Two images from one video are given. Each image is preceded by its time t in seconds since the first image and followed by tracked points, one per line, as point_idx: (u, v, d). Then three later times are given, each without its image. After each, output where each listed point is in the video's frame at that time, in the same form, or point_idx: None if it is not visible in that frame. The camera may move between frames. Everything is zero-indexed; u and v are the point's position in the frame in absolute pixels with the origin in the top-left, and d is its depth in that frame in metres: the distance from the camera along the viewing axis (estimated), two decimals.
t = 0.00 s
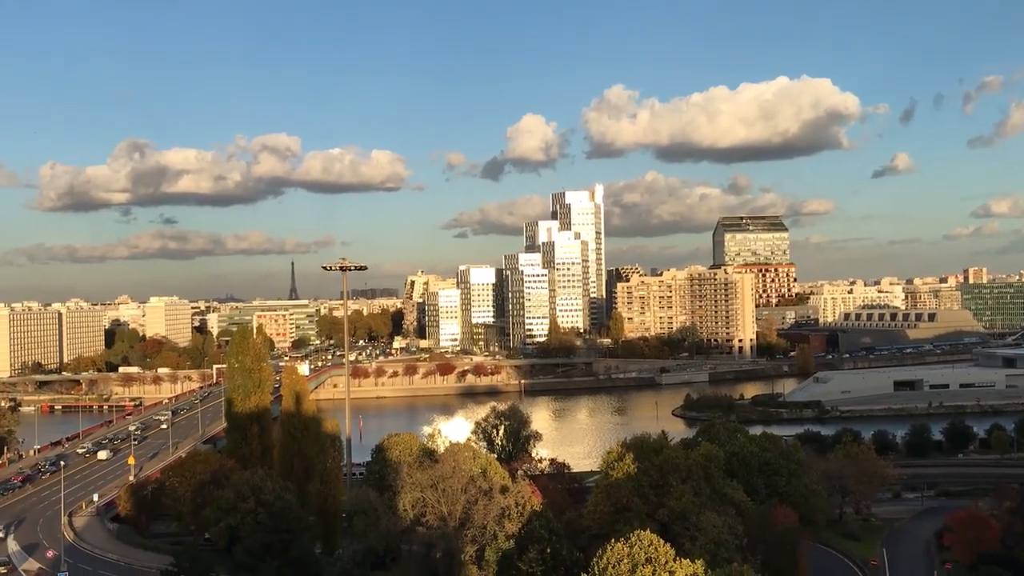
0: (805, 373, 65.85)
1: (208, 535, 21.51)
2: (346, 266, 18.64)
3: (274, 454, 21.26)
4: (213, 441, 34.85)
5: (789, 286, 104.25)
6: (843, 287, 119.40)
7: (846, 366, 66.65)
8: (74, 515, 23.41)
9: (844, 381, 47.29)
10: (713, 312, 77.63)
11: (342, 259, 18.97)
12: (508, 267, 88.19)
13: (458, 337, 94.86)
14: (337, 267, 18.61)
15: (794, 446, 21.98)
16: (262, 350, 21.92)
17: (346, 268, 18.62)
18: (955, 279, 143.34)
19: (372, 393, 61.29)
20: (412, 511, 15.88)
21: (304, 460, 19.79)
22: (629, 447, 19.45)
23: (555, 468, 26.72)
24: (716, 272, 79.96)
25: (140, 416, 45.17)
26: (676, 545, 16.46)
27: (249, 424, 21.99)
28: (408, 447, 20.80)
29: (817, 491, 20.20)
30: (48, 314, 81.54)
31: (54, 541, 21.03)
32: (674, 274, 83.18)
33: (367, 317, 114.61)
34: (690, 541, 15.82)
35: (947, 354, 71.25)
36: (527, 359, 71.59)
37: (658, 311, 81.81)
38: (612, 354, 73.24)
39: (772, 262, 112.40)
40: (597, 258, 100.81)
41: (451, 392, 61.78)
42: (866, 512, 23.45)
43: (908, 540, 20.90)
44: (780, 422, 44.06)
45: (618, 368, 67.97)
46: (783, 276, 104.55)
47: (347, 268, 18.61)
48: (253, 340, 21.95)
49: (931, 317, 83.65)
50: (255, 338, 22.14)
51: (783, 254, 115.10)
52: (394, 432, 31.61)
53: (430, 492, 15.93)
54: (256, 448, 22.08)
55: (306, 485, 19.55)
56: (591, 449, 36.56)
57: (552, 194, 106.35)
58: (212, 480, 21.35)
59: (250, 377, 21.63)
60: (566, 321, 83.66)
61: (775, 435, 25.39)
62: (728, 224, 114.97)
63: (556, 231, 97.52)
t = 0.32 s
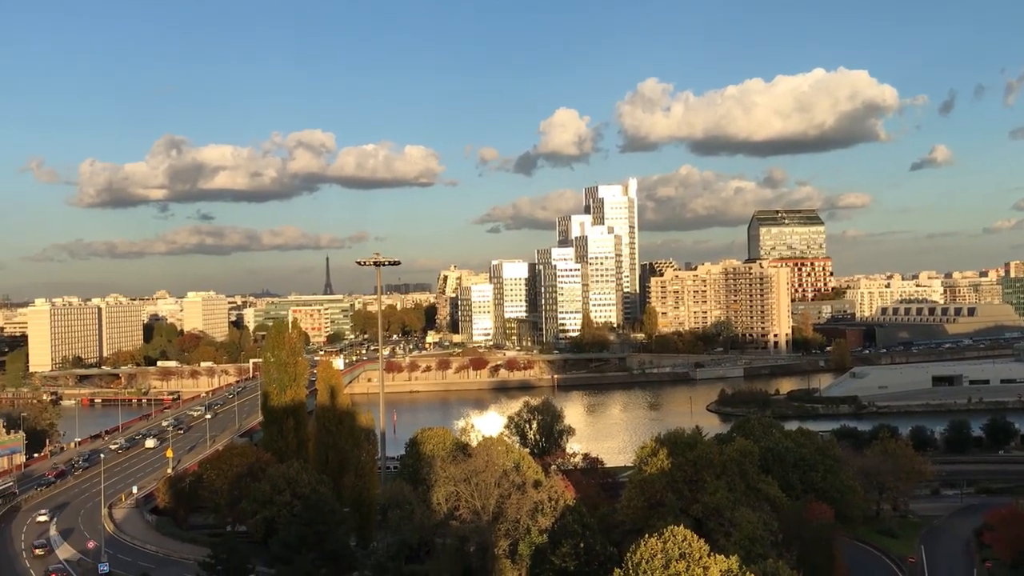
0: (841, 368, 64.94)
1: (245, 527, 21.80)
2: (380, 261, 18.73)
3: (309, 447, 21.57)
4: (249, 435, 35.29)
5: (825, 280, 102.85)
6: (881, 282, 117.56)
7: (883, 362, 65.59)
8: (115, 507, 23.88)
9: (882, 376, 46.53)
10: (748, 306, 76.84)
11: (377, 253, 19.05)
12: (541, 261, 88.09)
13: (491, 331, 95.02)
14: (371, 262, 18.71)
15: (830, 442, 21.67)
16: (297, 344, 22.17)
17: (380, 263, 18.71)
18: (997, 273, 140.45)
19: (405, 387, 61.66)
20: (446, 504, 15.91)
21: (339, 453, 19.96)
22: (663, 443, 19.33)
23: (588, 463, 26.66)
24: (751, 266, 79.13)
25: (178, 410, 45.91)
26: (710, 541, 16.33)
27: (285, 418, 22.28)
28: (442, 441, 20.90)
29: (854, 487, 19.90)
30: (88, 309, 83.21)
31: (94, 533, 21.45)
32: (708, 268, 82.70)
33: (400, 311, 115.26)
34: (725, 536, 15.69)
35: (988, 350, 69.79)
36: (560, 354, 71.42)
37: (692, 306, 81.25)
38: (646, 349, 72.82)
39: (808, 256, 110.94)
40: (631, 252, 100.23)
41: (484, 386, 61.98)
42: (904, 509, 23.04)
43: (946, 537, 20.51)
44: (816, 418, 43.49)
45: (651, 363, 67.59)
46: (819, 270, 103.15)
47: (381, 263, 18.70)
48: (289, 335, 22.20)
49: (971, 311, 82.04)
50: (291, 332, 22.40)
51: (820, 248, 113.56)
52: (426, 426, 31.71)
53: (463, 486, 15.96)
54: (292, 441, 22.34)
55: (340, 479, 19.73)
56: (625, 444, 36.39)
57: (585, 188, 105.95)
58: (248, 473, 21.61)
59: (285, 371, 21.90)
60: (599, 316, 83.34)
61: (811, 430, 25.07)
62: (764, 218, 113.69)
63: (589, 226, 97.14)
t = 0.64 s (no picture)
0: (875, 363, 64.05)
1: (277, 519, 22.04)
2: (410, 257, 18.75)
3: (340, 440, 21.64)
4: (281, 428, 35.64)
5: (859, 275, 101.46)
6: (916, 276, 115.87)
7: (919, 357, 64.54)
8: (150, 499, 24.26)
9: (917, 371, 45.76)
10: (781, 301, 76.09)
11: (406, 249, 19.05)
12: (571, 256, 87.86)
13: (521, 326, 95.14)
14: (401, 258, 18.73)
15: (864, 437, 21.35)
16: (328, 339, 22.39)
17: (410, 258, 18.72)
18: None
19: (435, 381, 62.04)
20: (476, 498, 15.89)
21: (370, 446, 20.10)
22: (694, 437, 19.19)
23: (619, 458, 26.55)
24: (784, 260, 78.34)
25: (211, 403, 46.51)
26: (741, 537, 16.22)
27: (318, 411, 22.48)
28: (472, 436, 20.96)
29: (889, 484, 19.59)
30: (123, 304, 84.51)
31: (130, 524, 21.80)
32: (740, 262, 81.93)
33: (431, 306, 115.79)
34: (757, 532, 15.54)
35: None
36: (590, 349, 71.27)
37: (724, 300, 80.57)
38: (676, 343, 72.43)
39: (842, 250, 109.51)
40: (662, 246, 99.64)
41: (514, 380, 62.16)
42: (939, 506, 22.64)
43: (983, 535, 20.12)
44: (849, 414, 42.95)
45: (682, 358, 67.21)
46: (853, 265, 101.80)
47: (411, 258, 18.71)
48: (320, 329, 22.42)
49: (1010, 306, 80.44)
50: (322, 327, 22.61)
51: (853, 242, 112.03)
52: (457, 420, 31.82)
53: (493, 481, 15.95)
54: (324, 435, 22.54)
55: (371, 472, 19.86)
56: (655, 439, 36.26)
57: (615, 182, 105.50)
58: (280, 466, 21.82)
59: (317, 365, 22.11)
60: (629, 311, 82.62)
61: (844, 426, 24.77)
62: (797, 211, 112.41)
63: (620, 220, 96.70)
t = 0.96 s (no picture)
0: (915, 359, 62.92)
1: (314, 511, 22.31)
2: (445, 251, 18.80)
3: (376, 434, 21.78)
4: (318, 422, 36.02)
5: (899, 269, 99.74)
6: (958, 270, 113.63)
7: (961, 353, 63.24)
8: (190, 491, 24.67)
9: (959, 366, 44.88)
10: (819, 295, 75.07)
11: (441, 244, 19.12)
12: (606, 251, 87.47)
13: (555, 321, 95.09)
14: (436, 252, 18.80)
15: (904, 433, 20.97)
16: (364, 333, 22.73)
17: (444, 253, 18.79)
18: None
19: (470, 376, 62.27)
20: (511, 492, 15.88)
21: (405, 440, 20.28)
22: (730, 432, 19.02)
23: (654, 454, 26.43)
24: (822, 254, 77.34)
25: (250, 397, 47.15)
26: (778, 533, 16.05)
27: (353, 405, 22.75)
28: (506, 430, 21.03)
29: (929, 481, 19.23)
30: (164, 299, 85.93)
31: (170, 516, 22.19)
32: (778, 256, 80.94)
33: (465, 301, 116.12)
34: (794, 529, 15.37)
35: None
36: (625, 344, 70.92)
37: (761, 295, 79.62)
38: (712, 339, 71.83)
39: (881, 244, 107.73)
40: (698, 240, 98.86)
41: (549, 375, 62.15)
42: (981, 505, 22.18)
43: None
44: (889, 410, 42.27)
45: (719, 353, 66.61)
46: (893, 259, 100.09)
47: (445, 253, 18.77)
48: (356, 324, 22.79)
49: None
50: (358, 321, 22.93)
51: (893, 235, 110.14)
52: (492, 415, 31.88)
53: (528, 475, 16.00)
54: (360, 428, 22.77)
55: (407, 466, 20.02)
56: (689, 435, 36.03)
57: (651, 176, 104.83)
58: (317, 459, 22.08)
59: (353, 359, 22.46)
60: (666, 306, 82.61)
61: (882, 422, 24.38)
62: (835, 205, 110.77)
63: (655, 214, 96.02)
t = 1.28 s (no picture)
0: (958, 357, 61.68)
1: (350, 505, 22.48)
2: (481, 248, 18.87)
3: (412, 428, 22.14)
4: (355, 416, 36.30)
5: (941, 265, 97.79)
6: (1002, 266, 111.19)
7: (1006, 351, 61.84)
8: (229, 484, 25.09)
9: (1002, 364, 44.00)
10: (859, 292, 74.00)
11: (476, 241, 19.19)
12: (643, 247, 86.99)
13: (591, 318, 94.81)
14: (472, 249, 18.84)
15: (947, 432, 20.57)
16: (400, 329, 23.11)
17: (480, 250, 18.84)
18: None
19: (505, 372, 62.38)
20: (547, 489, 15.83)
21: (441, 436, 20.43)
22: (768, 431, 18.82)
23: (691, 450, 26.25)
24: (862, 250, 76.30)
25: (288, 392, 47.71)
26: (816, 532, 15.89)
27: (390, 400, 23.01)
28: (542, 427, 21.06)
29: (972, 480, 18.85)
30: (204, 295, 87.20)
31: (210, 508, 22.60)
32: (817, 252, 79.95)
33: (501, 297, 116.25)
34: (832, 528, 15.17)
35: None
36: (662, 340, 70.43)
37: (799, 292, 78.56)
38: (750, 335, 71.08)
39: (923, 240, 105.68)
40: (736, 236, 97.84)
41: (584, 371, 61.97)
42: None
43: None
44: (930, 408, 41.44)
45: (757, 350, 65.90)
46: (935, 255, 98.18)
47: (481, 250, 18.82)
48: (393, 320, 23.20)
49: None
50: (395, 317, 23.30)
51: (935, 231, 108.02)
52: (528, 411, 31.90)
53: (564, 471, 15.91)
54: (396, 423, 23.02)
55: (443, 461, 20.17)
56: (726, 433, 35.68)
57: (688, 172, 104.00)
58: (354, 454, 22.25)
59: (389, 354, 22.83)
60: (702, 303, 81.26)
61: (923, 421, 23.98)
62: (875, 200, 108.97)
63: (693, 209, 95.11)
